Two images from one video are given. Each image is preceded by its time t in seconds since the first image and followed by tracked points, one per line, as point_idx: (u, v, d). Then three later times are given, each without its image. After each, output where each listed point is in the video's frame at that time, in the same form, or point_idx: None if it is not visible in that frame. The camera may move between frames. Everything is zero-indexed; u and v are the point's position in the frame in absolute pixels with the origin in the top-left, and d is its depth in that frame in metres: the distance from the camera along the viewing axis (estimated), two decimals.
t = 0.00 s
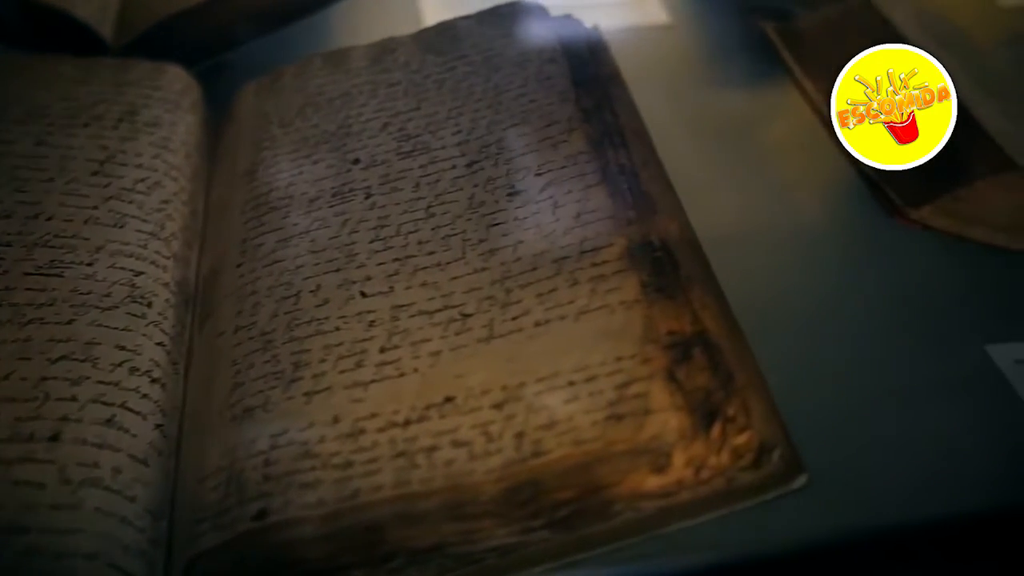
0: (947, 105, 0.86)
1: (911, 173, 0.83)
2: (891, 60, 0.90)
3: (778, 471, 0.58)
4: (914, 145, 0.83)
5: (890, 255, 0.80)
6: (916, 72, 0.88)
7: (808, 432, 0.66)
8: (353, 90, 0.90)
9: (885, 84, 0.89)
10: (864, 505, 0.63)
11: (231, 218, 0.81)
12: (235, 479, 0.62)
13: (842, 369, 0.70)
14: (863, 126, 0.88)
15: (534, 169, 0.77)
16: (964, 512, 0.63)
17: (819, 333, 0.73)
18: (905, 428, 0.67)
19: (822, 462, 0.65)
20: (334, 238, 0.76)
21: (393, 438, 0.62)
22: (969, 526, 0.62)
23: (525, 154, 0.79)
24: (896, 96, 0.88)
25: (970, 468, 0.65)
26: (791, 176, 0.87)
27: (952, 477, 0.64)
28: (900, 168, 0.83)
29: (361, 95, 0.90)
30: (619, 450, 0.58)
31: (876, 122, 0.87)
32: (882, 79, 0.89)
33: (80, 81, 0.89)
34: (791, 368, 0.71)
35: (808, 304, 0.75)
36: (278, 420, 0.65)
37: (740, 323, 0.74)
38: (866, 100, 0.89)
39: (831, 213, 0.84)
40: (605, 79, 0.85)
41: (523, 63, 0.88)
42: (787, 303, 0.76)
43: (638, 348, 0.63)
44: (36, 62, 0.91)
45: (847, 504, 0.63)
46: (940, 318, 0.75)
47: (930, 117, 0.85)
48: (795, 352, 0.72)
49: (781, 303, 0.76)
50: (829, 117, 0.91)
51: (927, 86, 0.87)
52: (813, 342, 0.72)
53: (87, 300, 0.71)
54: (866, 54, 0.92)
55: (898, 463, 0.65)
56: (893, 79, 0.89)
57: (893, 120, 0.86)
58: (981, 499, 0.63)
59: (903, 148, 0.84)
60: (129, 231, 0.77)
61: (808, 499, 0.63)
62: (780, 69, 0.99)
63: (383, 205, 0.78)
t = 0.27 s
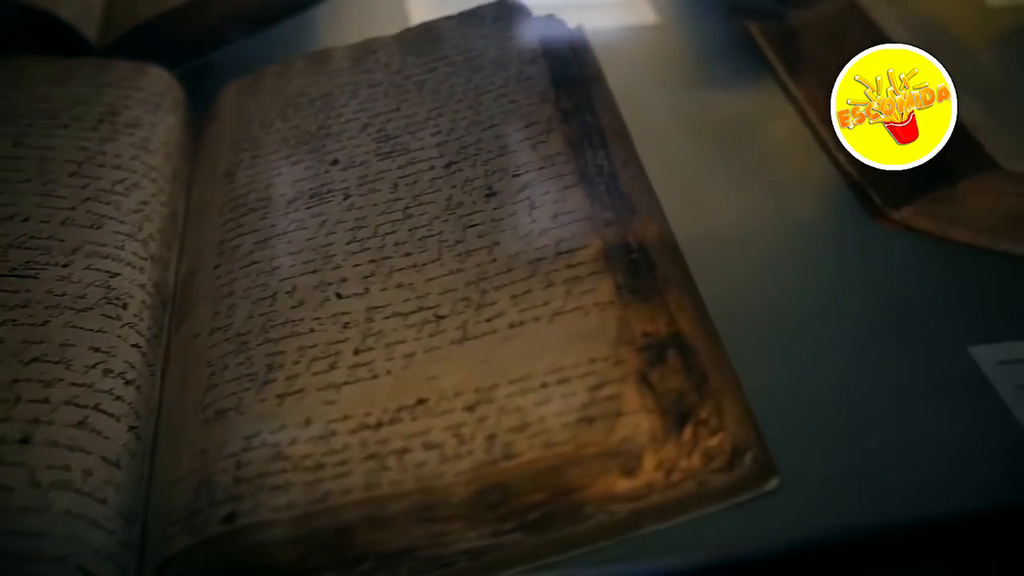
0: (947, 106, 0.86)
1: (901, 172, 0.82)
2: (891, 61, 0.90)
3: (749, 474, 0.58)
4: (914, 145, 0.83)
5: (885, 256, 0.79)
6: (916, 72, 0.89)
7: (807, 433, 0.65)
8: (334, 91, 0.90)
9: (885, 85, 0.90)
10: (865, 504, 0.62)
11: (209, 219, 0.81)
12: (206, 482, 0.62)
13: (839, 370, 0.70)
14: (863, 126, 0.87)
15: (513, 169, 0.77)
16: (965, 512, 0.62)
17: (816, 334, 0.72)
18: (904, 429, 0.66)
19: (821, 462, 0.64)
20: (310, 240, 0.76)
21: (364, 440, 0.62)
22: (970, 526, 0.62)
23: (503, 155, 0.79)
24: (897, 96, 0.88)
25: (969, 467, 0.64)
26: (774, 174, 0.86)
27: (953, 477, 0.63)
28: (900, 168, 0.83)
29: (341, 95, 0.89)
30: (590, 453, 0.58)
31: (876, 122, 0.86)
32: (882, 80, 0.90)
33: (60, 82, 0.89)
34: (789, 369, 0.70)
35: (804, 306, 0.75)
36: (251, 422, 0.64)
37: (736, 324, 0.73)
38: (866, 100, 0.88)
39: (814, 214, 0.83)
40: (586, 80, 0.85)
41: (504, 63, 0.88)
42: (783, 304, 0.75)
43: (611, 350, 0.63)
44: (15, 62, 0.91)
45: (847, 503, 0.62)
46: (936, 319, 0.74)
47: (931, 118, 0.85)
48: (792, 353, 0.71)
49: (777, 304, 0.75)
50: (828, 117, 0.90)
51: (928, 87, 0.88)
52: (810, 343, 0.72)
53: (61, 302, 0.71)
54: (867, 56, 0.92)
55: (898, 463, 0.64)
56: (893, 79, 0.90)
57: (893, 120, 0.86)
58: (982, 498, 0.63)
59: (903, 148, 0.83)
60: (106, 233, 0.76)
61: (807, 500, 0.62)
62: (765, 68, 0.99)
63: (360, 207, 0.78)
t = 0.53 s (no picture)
0: (948, 106, 0.84)
1: (879, 172, 0.81)
2: (891, 60, 0.88)
3: (717, 478, 0.58)
4: (914, 145, 0.82)
5: (885, 257, 0.79)
6: (916, 72, 0.87)
7: (804, 436, 0.65)
8: (312, 92, 0.90)
9: (885, 85, 0.88)
10: (863, 506, 0.61)
11: (184, 220, 0.81)
12: (173, 484, 0.61)
13: (836, 372, 0.69)
14: (863, 126, 0.84)
15: (487, 171, 0.77)
16: (966, 510, 0.61)
17: (813, 337, 0.72)
18: (904, 430, 0.66)
19: (818, 465, 0.64)
20: (282, 242, 0.76)
21: (331, 443, 0.61)
22: (970, 525, 0.61)
23: (478, 156, 0.78)
24: (896, 96, 0.87)
25: (968, 468, 0.63)
26: (750, 176, 0.86)
27: (950, 477, 0.63)
28: (900, 168, 0.80)
29: (320, 96, 0.89)
30: (555, 456, 0.58)
31: (876, 123, 0.84)
32: (881, 79, 0.88)
33: (38, 83, 0.89)
34: (786, 373, 0.70)
35: (801, 310, 0.74)
36: (219, 424, 0.64)
37: (733, 328, 0.73)
38: (866, 100, 0.86)
39: (792, 217, 0.82)
40: (563, 82, 0.85)
41: (482, 64, 0.87)
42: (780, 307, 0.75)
43: (580, 353, 0.62)
44: None
45: (844, 505, 0.61)
46: (937, 319, 0.73)
47: (931, 118, 0.84)
48: (789, 356, 0.71)
49: (774, 308, 0.75)
50: (828, 117, 0.87)
51: (927, 87, 0.86)
52: (807, 346, 0.72)
53: (32, 304, 0.71)
54: (867, 55, 0.90)
55: (897, 464, 0.63)
56: (892, 79, 0.88)
57: (893, 120, 0.84)
58: (982, 497, 0.62)
59: (903, 148, 0.82)
60: (79, 234, 0.76)
61: (805, 503, 0.62)
62: (745, 69, 0.98)
63: (334, 208, 0.77)
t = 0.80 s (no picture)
0: (948, 107, 0.82)
1: (861, 171, 0.81)
2: (892, 58, 0.85)
3: (689, 480, 0.59)
4: (914, 145, 0.80)
5: (882, 257, 0.79)
6: (916, 71, 0.84)
7: (801, 438, 0.66)
8: (293, 93, 0.89)
9: (885, 85, 0.85)
10: (864, 507, 0.62)
11: (163, 222, 0.81)
12: (145, 487, 0.61)
13: (828, 376, 0.70)
14: (864, 126, 0.82)
15: (465, 172, 0.77)
16: (966, 507, 0.61)
17: (810, 340, 0.72)
18: (902, 431, 0.66)
19: (816, 468, 0.64)
20: (259, 243, 0.75)
21: (303, 446, 0.61)
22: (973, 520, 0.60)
23: (457, 157, 0.78)
24: (896, 96, 0.84)
25: (968, 465, 0.64)
26: (731, 178, 0.86)
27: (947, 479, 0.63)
28: (900, 168, 0.80)
29: (301, 96, 0.89)
30: (525, 459, 0.57)
31: (876, 123, 0.82)
32: (881, 79, 0.85)
33: (17, 83, 0.89)
34: (783, 376, 0.70)
35: (798, 312, 0.75)
36: (192, 426, 0.64)
37: (730, 330, 0.74)
38: (866, 100, 0.84)
39: (773, 219, 0.82)
40: (543, 85, 0.85)
41: (462, 65, 0.87)
42: (776, 308, 0.75)
43: (553, 355, 0.62)
44: None
45: (842, 508, 0.62)
46: (927, 319, 0.74)
47: (931, 119, 0.81)
48: (786, 358, 0.71)
49: (770, 310, 0.75)
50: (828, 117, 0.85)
51: (927, 87, 0.83)
52: (803, 348, 0.72)
53: (7, 306, 0.71)
54: (865, 54, 0.87)
55: (897, 466, 0.64)
56: (892, 79, 0.84)
57: (893, 120, 0.82)
58: (983, 494, 0.62)
59: (903, 149, 0.80)
60: (55, 235, 0.76)
61: (803, 503, 0.63)
62: (730, 70, 0.98)
63: (312, 209, 0.77)
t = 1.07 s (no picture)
0: (948, 106, 0.81)
1: (840, 174, 0.81)
2: (891, 58, 0.84)
3: (658, 483, 0.58)
4: (915, 145, 0.79)
5: (868, 258, 0.78)
6: (916, 71, 0.83)
7: (799, 435, 0.66)
8: (272, 94, 0.89)
9: (885, 84, 0.83)
10: (856, 507, 0.61)
11: (139, 224, 0.80)
12: (112, 489, 0.61)
13: (814, 378, 0.69)
14: (864, 126, 0.82)
15: (440, 173, 0.76)
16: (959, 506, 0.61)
17: (806, 338, 0.72)
18: (893, 432, 0.65)
19: (812, 464, 0.64)
20: (235, 244, 0.75)
21: (270, 448, 0.61)
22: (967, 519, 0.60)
23: (432, 158, 0.78)
24: (897, 95, 0.82)
25: (961, 465, 0.63)
26: (709, 179, 0.86)
27: (943, 478, 0.63)
28: (900, 167, 0.79)
29: (280, 97, 0.89)
30: (490, 462, 0.57)
31: (876, 122, 0.81)
32: (881, 79, 0.83)
33: None
34: (778, 373, 0.69)
35: (795, 310, 0.74)
36: (161, 429, 0.64)
37: (724, 327, 0.73)
38: (866, 100, 0.83)
39: (751, 220, 0.82)
40: (521, 86, 0.85)
41: (441, 65, 0.87)
42: (767, 308, 0.74)
43: (521, 357, 0.61)
44: None
45: (839, 504, 0.61)
46: (912, 320, 0.73)
47: (931, 118, 0.80)
48: (782, 356, 0.71)
49: (765, 307, 0.74)
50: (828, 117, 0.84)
51: (927, 86, 0.82)
52: (799, 346, 0.71)
53: None
54: (866, 54, 0.86)
55: (888, 467, 0.63)
56: (892, 78, 0.83)
57: (893, 120, 0.81)
58: (976, 494, 0.61)
59: (904, 148, 0.79)
60: (29, 237, 0.76)
61: (793, 504, 0.62)
62: (712, 68, 0.97)
63: (287, 210, 0.77)
